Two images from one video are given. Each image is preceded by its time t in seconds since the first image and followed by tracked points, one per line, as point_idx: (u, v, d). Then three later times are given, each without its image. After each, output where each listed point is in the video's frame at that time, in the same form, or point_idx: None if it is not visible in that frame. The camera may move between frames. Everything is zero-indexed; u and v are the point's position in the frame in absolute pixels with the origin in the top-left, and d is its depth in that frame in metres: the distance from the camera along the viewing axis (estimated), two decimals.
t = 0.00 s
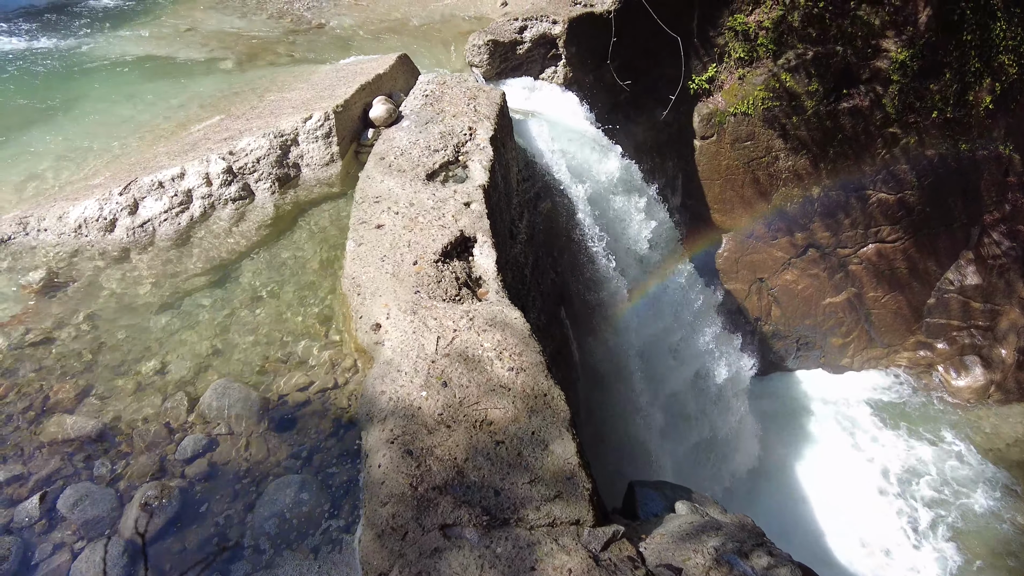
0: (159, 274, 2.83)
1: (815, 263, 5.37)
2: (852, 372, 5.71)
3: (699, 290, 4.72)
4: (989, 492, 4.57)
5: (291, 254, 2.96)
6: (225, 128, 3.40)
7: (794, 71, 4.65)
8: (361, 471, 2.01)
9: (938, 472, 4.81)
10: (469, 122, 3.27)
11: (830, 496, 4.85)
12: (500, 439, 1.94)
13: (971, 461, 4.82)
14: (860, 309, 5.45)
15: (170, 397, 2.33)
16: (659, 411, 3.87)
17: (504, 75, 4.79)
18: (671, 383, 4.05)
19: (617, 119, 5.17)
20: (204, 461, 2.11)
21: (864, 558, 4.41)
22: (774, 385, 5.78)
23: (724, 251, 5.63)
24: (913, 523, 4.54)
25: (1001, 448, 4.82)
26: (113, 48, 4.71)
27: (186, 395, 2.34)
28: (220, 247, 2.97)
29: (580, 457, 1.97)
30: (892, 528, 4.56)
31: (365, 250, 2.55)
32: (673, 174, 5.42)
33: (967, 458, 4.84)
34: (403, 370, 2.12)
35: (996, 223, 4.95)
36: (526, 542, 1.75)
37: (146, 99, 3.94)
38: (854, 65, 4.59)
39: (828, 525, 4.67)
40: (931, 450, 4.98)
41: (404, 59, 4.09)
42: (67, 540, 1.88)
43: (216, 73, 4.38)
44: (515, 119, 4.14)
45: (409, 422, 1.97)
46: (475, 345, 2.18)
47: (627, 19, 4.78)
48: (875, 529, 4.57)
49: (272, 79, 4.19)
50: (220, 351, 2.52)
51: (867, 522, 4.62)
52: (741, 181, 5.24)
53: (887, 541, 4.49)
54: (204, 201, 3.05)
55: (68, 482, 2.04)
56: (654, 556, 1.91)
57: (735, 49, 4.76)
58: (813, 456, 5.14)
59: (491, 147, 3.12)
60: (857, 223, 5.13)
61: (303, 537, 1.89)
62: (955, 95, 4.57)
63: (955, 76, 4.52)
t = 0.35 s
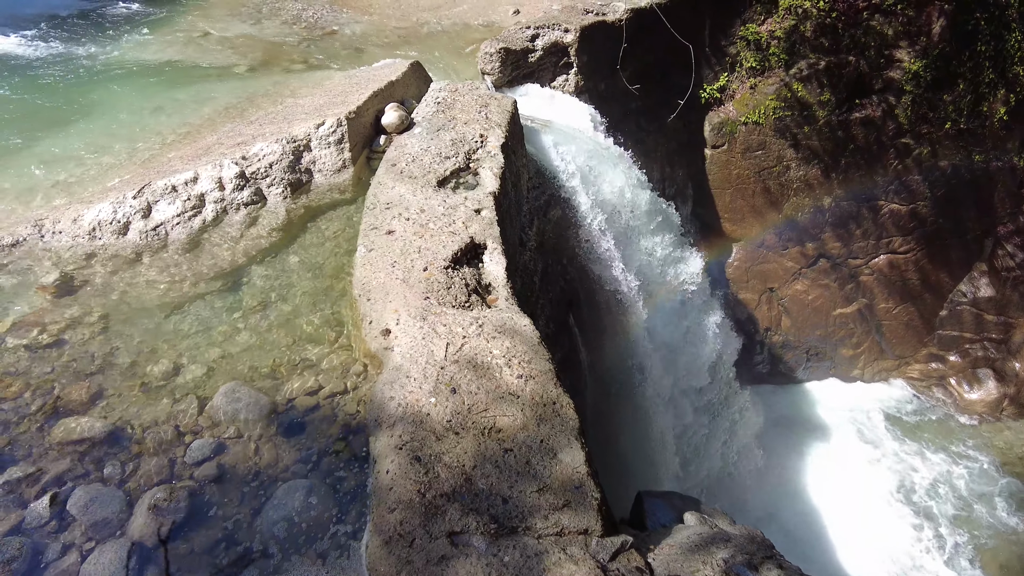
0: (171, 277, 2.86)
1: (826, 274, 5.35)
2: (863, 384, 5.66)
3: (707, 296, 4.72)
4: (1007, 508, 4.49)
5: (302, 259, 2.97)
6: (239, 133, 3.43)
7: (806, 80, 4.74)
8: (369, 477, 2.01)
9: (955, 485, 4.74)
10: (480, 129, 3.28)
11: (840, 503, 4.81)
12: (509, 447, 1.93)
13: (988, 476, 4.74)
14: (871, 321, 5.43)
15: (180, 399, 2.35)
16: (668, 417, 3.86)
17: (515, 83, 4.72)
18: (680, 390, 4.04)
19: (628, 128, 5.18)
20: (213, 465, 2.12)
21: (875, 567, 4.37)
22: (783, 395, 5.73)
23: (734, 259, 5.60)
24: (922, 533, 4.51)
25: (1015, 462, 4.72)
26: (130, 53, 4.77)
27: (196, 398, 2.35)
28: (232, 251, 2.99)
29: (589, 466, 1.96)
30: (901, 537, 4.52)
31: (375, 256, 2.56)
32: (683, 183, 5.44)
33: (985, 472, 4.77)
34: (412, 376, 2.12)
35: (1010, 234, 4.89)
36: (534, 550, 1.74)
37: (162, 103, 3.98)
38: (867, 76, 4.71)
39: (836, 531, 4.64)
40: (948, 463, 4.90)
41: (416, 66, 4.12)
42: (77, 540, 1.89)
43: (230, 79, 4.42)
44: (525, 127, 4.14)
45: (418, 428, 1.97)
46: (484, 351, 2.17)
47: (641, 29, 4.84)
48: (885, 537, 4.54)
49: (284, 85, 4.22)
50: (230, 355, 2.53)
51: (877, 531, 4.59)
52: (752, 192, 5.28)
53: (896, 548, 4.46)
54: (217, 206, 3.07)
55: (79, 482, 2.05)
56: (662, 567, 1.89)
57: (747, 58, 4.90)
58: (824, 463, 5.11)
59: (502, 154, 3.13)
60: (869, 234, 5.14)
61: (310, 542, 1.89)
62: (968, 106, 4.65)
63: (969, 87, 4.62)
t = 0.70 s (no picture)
0: (182, 280, 2.88)
1: (837, 284, 5.39)
2: (874, 396, 5.64)
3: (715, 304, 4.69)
4: None
5: (312, 264, 2.99)
6: (251, 138, 3.46)
7: (818, 90, 4.84)
8: (376, 482, 2.01)
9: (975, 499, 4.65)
10: (491, 137, 3.29)
11: (853, 513, 4.76)
12: (516, 455, 1.93)
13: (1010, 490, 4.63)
14: (882, 331, 5.45)
15: (189, 402, 2.36)
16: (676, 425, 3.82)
17: (527, 91, 4.71)
18: (688, 399, 4.00)
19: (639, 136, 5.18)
20: (220, 468, 2.12)
21: None
22: (793, 406, 5.69)
23: (745, 268, 5.63)
24: (938, 547, 4.44)
25: None
26: (146, 59, 4.83)
27: (205, 402, 2.36)
28: (243, 255, 3.01)
29: (596, 475, 1.95)
30: (912, 550, 4.46)
31: (385, 261, 2.57)
32: (694, 192, 5.53)
33: (1007, 487, 4.66)
34: (420, 382, 2.12)
35: None
36: (540, 559, 1.73)
37: (175, 108, 4.02)
38: (880, 86, 4.83)
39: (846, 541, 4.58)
40: (969, 476, 4.81)
41: (428, 73, 4.13)
42: (84, 542, 1.90)
43: (244, 84, 4.47)
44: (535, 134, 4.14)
45: (425, 434, 1.97)
46: (492, 358, 2.17)
47: (653, 37, 4.93)
48: (894, 548, 4.49)
49: (296, 91, 4.25)
50: (240, 358, 2.54)
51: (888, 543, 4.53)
52: (763, 201, 5.34)
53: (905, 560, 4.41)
54: (229, 210, 3.09)
55: (87, 484, 2.06)
56: None
57: (759, 68, 5.02)
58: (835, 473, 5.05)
59: (513, 161, 3.14)
60: (881, 244, 5.20)
61: (316, 547, 1.89)
62: (982, 116, 4.74)
63: (983, 99, 4.71)
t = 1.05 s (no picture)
0: (192, 284, 2.90)
1: (846, 294, 5.42)
2: (882, 408, 5.64)
3: (722, 313, 4.69)
4: None
5: (322, 269, 3.00)
6: (262, 144, 3.49)
7: (828, 99, 4.87)
8: (382, 488, 2.01)
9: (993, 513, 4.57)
10: (500, 144, 3.30)
11: (860, 519, 4.76)
12: (523, 463, 1.92)
13: None
14: (893, 342, 5.44)
15: (198, 406, 2.37)
16: (682, 433, 3.81)
17: (536, 99, 4.70)
18: (696, 407, 3.99)
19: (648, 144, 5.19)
20: (228, 472, 2.13)
21: None
22: (802, 419, 5.66)
23: (754, 277, 5.76)
24: (954, 561, 4.36)
25: None
26: (160, 64, 4.89)
27: (214, 405, 2.37)
28: (253, 259, 3.03)
29: (603, 484, 1.94)
30: (917, 556, 4.46)
31: (394, 267, 2.58)
32: (704, 200, 5.61)
33: None
34: (427, 389, 2.12)
35: None
36: (546, 568, 1.72)
37: (189, 113, 4.07)
38: (891, 95, 4.83)
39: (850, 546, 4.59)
40: (988, 490, 4.74)
41: (438, 81, 4.16)
42: (92, 543, 1.91)
43: (256, 90, 4.51)
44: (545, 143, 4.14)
45: (432, 441, 1.97)
46: (500, 365, 2.17)
47: (662, 45, 4.95)
48: (901, 554, 4.49)
49: (307, 97, 4.29)
50: (248, 363, 2.56)
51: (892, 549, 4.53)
52: (772, 210, 5.45)
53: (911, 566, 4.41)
54: (239, 214, 3.11)
55: (96, 486, 2.08)
56: None
57: (769, 76, 5.08)
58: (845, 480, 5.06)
59: (522, 169, 3.15)
60: (891, 255, 5.20)
61: (322, 552, 1.89)
62: (996, 126, 4.66)
63: (996, 108, 4.64)
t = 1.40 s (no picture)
0: (202, 288, 2.92)
1: (856, 303, 5.43)
2: (893, 419, 5.57)
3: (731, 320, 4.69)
4: None
5: (330, 273, 3.02)
6: (272, 149, 3.51)
7: (839, 108, 4.93)
8: (388, 495, 2.01)
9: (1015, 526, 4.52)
10: (510, 151, 3.30)
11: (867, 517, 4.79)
12: (530, 470, 1.91)
13: None
14: (903, 352, 5.43)
15: (205, 409, 2.38)
16: (692, 438, 3.80)
17: (546, 106, 4.67)
18: (706, 413, 3.97)
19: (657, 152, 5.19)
20: (235, 476, 2.13)
21: None
22: (811, 428, 5.63)
23: (763, 286, 5.73)
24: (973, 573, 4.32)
25: None
26: (171, 69, 4.93)
27: (221, 409, 2.38)
28: (262, 264, 3.04)
29: (610, 493, 1.93)
30: (930, 562, 4.44)
31: (403, 273, 2.59)
32: (712, 208, 5.57)
33: None
34: (434, 395, 2.12)
35: None
36: None
37: (200, 118, 4.10)
38: (901, 104, 4.88)
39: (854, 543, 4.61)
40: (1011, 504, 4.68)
41: (448, 88, 4.17)
42: (99, 546, 1.91)
43: (266, 96, 4.54)
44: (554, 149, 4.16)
45: (438, 447, 1.97)
46: (507, 372, 2.17)
47: (672, 54, 4.97)
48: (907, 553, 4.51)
49: (317, 103, 4.32)
50: (257, 366, 2.57)
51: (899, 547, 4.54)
52: (781, 219, 5.45)
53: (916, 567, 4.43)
54: (250, 219, 3.13)
55: (103, 488, 2.08)
56: None
57: (779, 85, 5.13)
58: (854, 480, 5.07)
59: (531, 176, 3.15)
60: (901, 264, 5.24)
61: (329, 558, 1.89)
62: (1007, 136, 4.69)
63: (1008, 118, 4.68)
